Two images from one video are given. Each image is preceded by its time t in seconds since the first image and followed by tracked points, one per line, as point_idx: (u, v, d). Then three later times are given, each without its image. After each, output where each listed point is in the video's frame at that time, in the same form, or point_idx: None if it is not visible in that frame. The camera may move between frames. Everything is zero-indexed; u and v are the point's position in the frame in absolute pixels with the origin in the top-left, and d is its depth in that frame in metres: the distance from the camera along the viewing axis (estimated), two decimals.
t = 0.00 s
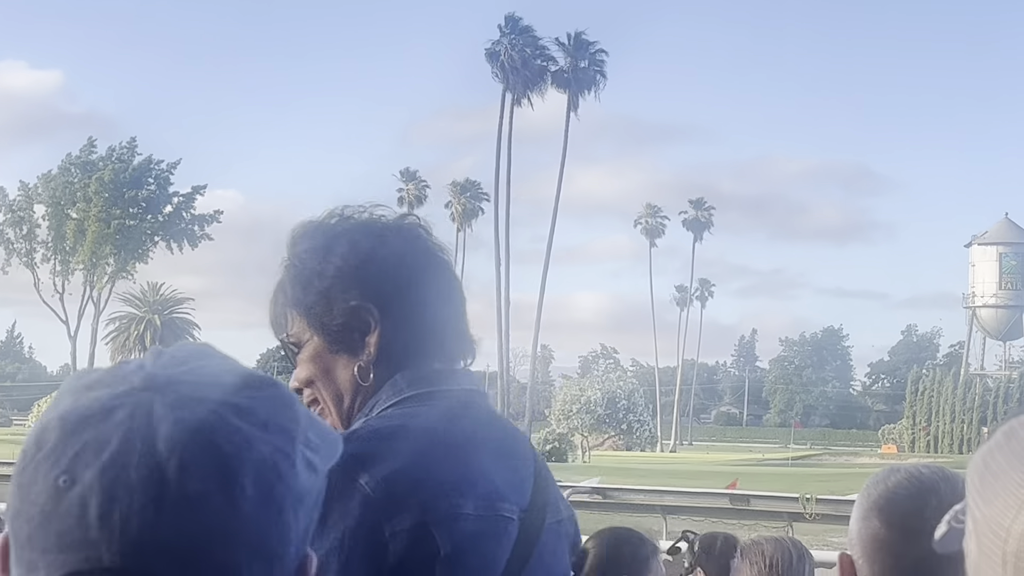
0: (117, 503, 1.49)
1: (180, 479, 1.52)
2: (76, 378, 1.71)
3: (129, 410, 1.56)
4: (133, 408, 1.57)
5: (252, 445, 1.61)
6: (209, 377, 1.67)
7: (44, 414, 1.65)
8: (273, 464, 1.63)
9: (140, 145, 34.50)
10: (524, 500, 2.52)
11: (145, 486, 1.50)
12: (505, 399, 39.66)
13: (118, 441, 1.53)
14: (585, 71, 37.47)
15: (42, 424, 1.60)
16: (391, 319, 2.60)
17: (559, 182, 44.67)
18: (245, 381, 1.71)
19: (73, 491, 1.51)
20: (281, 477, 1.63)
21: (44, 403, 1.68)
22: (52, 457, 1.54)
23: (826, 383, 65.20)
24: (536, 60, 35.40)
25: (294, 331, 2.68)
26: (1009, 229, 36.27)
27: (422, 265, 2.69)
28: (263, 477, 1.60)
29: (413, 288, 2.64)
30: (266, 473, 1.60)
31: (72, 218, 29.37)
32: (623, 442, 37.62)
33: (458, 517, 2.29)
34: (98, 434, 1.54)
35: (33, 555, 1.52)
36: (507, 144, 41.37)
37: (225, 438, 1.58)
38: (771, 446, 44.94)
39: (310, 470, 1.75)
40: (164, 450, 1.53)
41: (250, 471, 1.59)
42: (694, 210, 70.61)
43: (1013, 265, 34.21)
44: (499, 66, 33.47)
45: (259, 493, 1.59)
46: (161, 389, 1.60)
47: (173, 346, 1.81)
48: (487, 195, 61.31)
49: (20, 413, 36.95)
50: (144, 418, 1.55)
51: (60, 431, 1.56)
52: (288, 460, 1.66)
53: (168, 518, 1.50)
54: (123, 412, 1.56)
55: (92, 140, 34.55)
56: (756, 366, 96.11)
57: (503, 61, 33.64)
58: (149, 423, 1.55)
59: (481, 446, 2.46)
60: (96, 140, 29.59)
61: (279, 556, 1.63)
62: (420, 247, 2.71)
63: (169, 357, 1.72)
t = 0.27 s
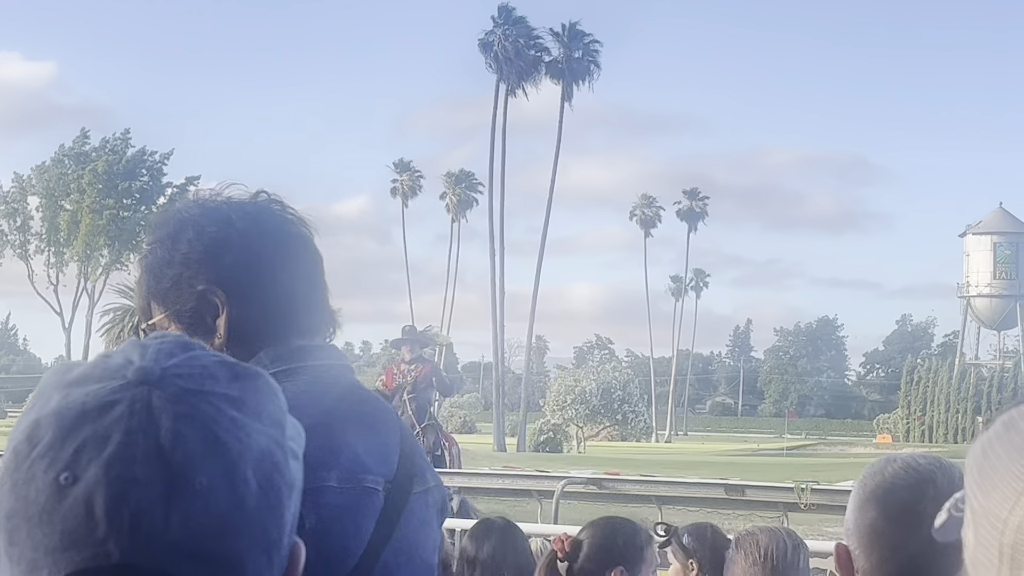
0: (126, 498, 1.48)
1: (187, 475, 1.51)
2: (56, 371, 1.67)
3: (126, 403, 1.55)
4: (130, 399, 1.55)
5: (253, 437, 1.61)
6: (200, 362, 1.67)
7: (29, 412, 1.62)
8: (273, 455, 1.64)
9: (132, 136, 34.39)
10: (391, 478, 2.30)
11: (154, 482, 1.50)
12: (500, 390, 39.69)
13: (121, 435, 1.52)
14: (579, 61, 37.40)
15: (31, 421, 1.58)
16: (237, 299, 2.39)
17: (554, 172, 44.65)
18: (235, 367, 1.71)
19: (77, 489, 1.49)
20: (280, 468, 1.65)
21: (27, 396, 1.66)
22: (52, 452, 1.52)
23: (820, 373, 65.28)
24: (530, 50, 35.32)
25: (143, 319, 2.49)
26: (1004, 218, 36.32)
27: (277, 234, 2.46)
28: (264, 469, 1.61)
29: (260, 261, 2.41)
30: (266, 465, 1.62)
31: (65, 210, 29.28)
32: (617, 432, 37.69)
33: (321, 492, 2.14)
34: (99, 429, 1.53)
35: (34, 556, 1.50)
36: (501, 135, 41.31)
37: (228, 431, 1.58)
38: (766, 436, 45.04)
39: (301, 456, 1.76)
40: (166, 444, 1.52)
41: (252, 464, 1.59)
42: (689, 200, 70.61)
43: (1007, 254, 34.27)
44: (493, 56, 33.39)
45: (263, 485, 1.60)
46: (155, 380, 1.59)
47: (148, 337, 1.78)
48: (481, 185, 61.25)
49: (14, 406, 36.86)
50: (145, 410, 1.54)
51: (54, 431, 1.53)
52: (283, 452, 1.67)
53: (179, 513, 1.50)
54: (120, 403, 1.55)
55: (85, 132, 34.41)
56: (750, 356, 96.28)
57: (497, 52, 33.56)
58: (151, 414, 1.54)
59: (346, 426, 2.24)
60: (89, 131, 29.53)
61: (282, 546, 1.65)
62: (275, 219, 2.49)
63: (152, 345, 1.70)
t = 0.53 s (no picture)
0: (120, 498, 1.48)
1: (180, 474, 1.51)
2: (49, 368, 1.68)
3: (118, 402, 1.55)
4: (123, 398, 1.56)
5: (247, 435, 1.60)
6: (193, 363, 1.66)
7: (18, 412, 1.62)
8: (266, 455, 1.62)
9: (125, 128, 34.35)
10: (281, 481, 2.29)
11: (148, 482, 1.49)
12: (494, 381, 39.75)
13: (114, 435, 1.52)
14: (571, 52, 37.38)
15: (22, 421, 1.58)
16: (140, 304, 2.58)
17: (547, 163, 44.65)
18: (228, 369, 1.70)
19: (69, 489, 1.49)
20: (274, 468, 1.63)
21: (21, 394, 1.66)
22: (43, 452, 1.53)
23: (814, 362, 65.38)
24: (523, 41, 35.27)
25: (57, 326, 2.69)
26: (997, 207, 36.37)
27: (184, 244, 2.68)
28: (257, 469, 1.60)
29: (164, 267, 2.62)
30: (260, 465, 1.61)
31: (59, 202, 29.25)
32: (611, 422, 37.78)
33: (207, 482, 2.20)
34: (93, 428, 1.53)
35: (26, 554, 1.51)
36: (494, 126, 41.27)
37: (222, 430, 1.57)
38: (760, 426, 45.17)
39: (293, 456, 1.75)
40: (159, 444, 1.52)
41: (246, 465, 1.59)
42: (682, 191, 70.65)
43: (1001, 244, 34.34)
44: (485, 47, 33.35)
45: (256, 486, 1.59)
46: (148, 380, 1.59)
47: (144, 334, 1.79)
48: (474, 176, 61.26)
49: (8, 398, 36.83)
50: (138, 412, 1.54)
51: (45, 430, 1.54)
52: (277, 450, 1.66)
53: (172, 512, 1.49)
54: (113, 404, 1.56)
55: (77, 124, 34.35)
56: (744, 346, 96.44)
57: (489, 42, 33.51)
58: (143, 414, 1.54)
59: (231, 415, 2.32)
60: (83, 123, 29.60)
61: (276, 547, 1.64)
62: (181, 229, 2.71)
63: (144, 344, 1.70)
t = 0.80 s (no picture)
0: (113, 497, 1.48)
1: (175, 470, 1.50)
2: (44, 364, 1.68)
3: (111, 399, 1.56)
4: (114, 397, 1.56)
5: (241, 431, 1.59)
6: (188, 363, 1.65)
7: (12, 408, 1.62)
8: (262, 450, 1.61)
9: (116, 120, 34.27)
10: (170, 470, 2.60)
11: (141, 478, 1.49)
12: (487, 372, 39.78)
13: (107, 431, 1.52)
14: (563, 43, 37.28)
15: (16, 417, 1.58)
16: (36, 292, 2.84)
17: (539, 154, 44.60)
18: (226, 365, 1.69)
19: (62, 485, 1.49)
20: (270, 463, 1.61)
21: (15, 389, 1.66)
22: (37, 446, 1.53)
23: (807, 353, 65.54)
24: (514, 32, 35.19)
25: None
26: (988, 196, 36.43)
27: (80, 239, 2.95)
28: (252, 469, 1.58)
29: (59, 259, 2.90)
30: (254, 464, 1.58)
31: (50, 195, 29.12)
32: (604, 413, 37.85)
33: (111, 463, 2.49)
34: (87, 424, 1.53)
35: (16, 553, 1.51)
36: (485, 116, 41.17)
37: (216, 426, 1.56)
38: (753, 416, 45.30)
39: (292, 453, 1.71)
40: (154, 440, 1.51)
41: (242, 463, 1.56)
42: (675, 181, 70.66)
43: (993, 233, 34.41)
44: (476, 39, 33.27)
45: (251, 481, 1.57)
46: (142, 376, 1.58)
47: (138, 329, 1.78)
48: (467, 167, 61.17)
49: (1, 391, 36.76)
50: (132, 409, 1.54)
51: (40, 424, 1.54)
52: (273, 445, 1.63)
53: (166, 507, 1.49)
54: (107, 401, 1.55)
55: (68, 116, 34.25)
56: (737, 336, 96.56)
57: (479, 34, 33.43)
58: (136, 411, 1.54)
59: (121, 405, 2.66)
60: (74, 116, 29.66)
61: (272, 543, 1.62)
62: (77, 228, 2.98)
63: (139, 341, 1.70)
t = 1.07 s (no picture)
0: (109, 497, 1.48)
1: (170, 470, 1.50)
2: (41, 363, 1.67)
3: (108, 399, 1.55)
4: (111, 396, 1.56)
5: (237, 429, 1.58)
6: (186, 358, 1.65)
7: (9, 407, 1.62)
8: (258, 450, 1.59)
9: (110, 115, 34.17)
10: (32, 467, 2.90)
11: (138, 480, 1.49)
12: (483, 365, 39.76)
13: (104, 430, 1.52)
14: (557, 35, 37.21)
15: (12, 417, 1.58)
16: None
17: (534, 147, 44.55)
18: (223, 362, 1.67)
19: (59, 486, 1.49)
20: (267, 461, 1.60)
21: (12, 388, 1.66)
22: (34, 448, 1.53)
23: (803, 343, 65.58)
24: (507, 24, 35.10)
25: None
26: (983, 185, 36.44)
27: None
28: (249, 468, 1.57)
29: None
30: (251, 463, 1.57)
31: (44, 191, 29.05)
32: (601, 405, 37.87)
33: None
34: (82, 425, 1.53)
35: (14, 552, 1.51)
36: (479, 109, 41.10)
37: (212, 426, 1.55)
38: (749, 407, 45.33)
39: (289, 450, 1.71)
40: (150, 440, 1.51)
41: (239, 463, 1.56)
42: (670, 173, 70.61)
43: (988, 222, 34.41)
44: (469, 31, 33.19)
45: (248, 481, 1.57)
46: (137, 376, 1.58)
47: (134, 328, 1.77)
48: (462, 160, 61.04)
49: None
50: (129, 409, 1.54)
51: (37, 425, 1.54)
52: (270, 444, 1.62)
53: (163, 508, 1.49)
54: (102, 401, 1.55)
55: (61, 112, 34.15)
56: (733, 327, 96.66)
57: (472, 26, 33.37)
58: (132, 410, 1.54)
59: None
60: (68, 111, 29.57)
61: (270, 542, 1.62)
62: None
63: (134, 339, 1.69)
